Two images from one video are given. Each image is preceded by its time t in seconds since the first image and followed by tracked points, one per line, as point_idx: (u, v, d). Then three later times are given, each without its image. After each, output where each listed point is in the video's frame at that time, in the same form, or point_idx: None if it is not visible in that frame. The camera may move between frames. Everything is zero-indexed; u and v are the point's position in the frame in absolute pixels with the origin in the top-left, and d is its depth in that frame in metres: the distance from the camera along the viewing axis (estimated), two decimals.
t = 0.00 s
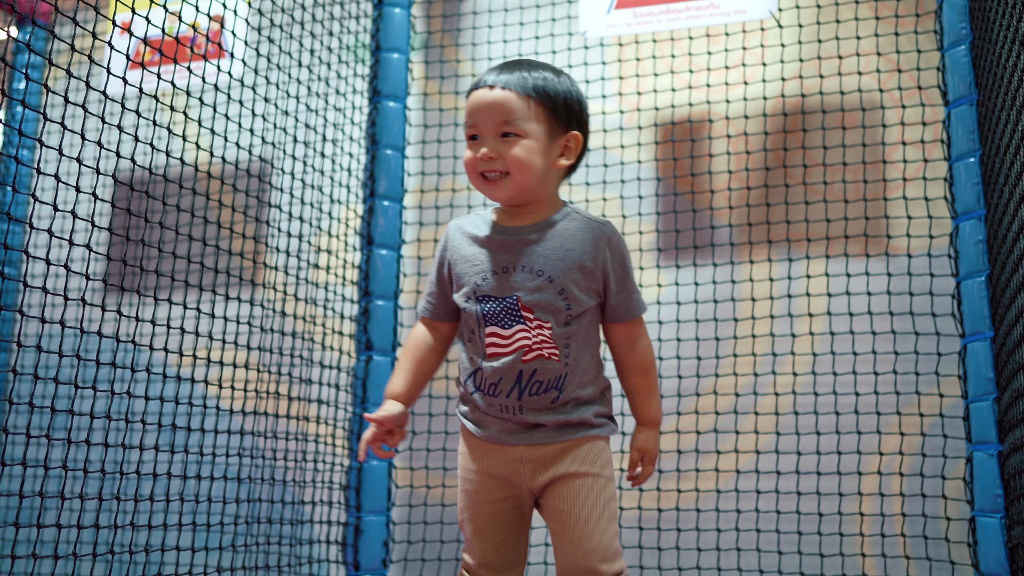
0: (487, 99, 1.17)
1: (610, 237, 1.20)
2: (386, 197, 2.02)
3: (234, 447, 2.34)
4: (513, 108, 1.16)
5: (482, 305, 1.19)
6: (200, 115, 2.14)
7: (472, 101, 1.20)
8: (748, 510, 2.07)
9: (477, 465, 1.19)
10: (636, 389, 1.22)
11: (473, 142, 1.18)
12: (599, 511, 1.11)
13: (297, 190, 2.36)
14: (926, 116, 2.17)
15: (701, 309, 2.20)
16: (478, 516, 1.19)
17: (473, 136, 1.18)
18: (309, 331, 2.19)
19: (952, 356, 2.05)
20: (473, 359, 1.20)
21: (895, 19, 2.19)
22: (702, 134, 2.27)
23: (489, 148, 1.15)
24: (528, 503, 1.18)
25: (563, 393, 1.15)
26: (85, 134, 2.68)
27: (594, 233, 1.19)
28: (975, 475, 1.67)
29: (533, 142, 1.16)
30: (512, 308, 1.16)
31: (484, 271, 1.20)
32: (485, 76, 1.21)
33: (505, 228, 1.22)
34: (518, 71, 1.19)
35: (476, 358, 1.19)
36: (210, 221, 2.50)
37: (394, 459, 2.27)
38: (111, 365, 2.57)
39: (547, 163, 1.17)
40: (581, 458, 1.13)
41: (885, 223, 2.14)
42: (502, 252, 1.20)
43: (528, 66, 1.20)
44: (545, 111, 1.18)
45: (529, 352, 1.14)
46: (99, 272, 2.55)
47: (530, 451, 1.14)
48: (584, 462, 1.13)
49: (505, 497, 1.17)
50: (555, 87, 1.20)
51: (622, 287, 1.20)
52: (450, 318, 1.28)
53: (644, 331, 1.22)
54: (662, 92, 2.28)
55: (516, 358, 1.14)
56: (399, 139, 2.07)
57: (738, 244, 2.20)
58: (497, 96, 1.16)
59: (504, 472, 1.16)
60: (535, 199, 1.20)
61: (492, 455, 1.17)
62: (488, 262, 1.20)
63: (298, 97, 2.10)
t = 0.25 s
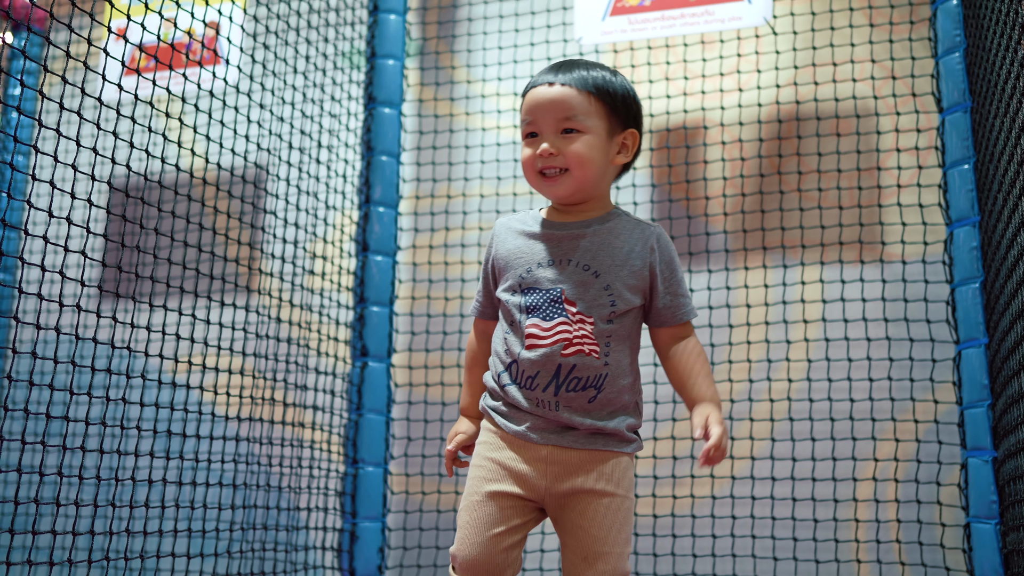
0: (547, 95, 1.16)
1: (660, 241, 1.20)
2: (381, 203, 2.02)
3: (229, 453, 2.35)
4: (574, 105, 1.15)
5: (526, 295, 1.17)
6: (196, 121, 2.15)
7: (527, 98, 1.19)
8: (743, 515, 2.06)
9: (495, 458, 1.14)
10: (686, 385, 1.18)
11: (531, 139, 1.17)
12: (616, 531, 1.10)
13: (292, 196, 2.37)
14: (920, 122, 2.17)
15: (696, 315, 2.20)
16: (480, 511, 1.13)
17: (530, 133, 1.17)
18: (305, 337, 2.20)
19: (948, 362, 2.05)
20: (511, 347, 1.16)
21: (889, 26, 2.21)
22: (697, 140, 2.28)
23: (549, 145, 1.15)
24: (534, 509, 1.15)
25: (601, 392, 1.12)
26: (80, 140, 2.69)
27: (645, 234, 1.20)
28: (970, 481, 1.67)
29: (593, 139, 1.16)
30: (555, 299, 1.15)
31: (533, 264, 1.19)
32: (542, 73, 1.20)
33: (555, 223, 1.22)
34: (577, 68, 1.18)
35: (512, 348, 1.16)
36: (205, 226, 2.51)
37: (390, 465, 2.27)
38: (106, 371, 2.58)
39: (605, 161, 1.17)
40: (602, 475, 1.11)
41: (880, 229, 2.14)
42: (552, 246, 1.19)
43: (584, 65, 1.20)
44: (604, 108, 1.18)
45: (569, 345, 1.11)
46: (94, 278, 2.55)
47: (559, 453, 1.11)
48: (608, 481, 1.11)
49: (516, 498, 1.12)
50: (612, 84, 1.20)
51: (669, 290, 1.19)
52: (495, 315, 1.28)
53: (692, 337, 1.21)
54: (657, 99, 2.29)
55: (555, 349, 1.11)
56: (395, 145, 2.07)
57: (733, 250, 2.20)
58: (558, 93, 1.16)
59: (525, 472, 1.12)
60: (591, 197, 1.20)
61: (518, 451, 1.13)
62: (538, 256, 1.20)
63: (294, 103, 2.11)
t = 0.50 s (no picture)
0: (549, 101, 1.14)
1: (659, 247, 1.18)
2: (382, 210, 2.02)
3: (231, 459, 2.36)
4: (576, 110, 1.13)
5: (521, 301, 1.15)
6: (196, 128, 2.15)
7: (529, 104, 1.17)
8: (745, 521, 2.06)
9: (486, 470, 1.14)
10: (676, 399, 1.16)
11: (533, 146, 1.15)
12: (607, 534, 1.08)
13: (293, 202, 2.37)
14: (920, 128, 2.17)
15: (696, 321, 2.21)
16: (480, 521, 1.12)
17: (533, 139, 1.15)
18: (305, 344, 2.20)
19: (948, 367, 2.05)
20: (504, 353, 1.15)
21: (889, 32, 2.21)
22: (697, 146, 2.28)
23: (552, 151, 1.12)
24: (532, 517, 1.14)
25: (593, 401, 1.11)
26: (81, 147, 2.70)
27: (642, 241, 1.17)
28: (972, 487, 1.67)
29: (596, 145, 1.14)
30: (549, 307, 1.13)
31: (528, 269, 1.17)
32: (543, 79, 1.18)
33: (552, 228, 1.19)
34: (579, 74, 1.16)
35: (506, 353, 1.15)
36: (206, 233, 2.52)
37: (391, 472, 2.27)
38: (108, 378, 2.59)
39: (609, 167, 1.15)
40: (593, 481, 1.10)
41: (880, 235, 2.14)
42: (549, 250, 1.17)
43: (585, 69, 1.18)
44: (607, 113, 1.16)
45: (562, 353, 1.10)
46: (95, 285, 2.56)
47: (549, 461, 1.10)
48: (600, 485, 1.10)
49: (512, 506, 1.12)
50: (614, 89, 1.18)
51: (666, 299, 1.18)
52: (488, 317, 1.24)
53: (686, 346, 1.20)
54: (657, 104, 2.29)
55: (547, 357, 1.10)
56: (395, 152, 2.07)
57: (733, 256, 2.20)
58: (560, 99, 1.14)
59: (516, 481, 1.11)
60: (592, 203, 1.17)
61: (508, 460, 1.12)
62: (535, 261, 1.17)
63: (294, 110, 2.12)
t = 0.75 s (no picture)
0: (506, 119, 1.10)
1: (629, 250, 1.16)
2: (385, 214, 2.03)
3: (236, 464, 2.37)
4: (534, 128, 1.09)
5: (497, 316, 1.15)
6: (200, 133, 2.16)
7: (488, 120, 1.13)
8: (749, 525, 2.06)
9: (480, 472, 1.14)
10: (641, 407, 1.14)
11: (494, 165, 1.12)
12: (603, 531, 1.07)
13: (297, 208, 2.38)
14: (923, 131, 2.17)
15: (700, 324, 2.21)
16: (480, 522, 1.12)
17: (492, 159, 1.12)
18: (309, 349, 2.20)
19: (953, 370, 2.05)
20: (486, 368, 1.15)
21: (892, 35, 2.21)
22: (700, 150, 2.28)
23: (512, 172, 1.09)
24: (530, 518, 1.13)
25: (576, 407, 1.10)
26: (86, 154, 2.72)
27: (611, 245, 1.15)
28: (978, 490, 1.66)
29: (557, 162, 1.10)
30: (525, 320, 1.12)
31: (500, 284, 1.16)
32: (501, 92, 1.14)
33: (521, 241, 1.17)
34: (537, 87, 1.12)
35: (487, 367, 1.15)
36: (210, 239, 2.53)
37: (396, 476, 2.27)
38: (112, 384, 2.60)
39: (572, 181, 1.12)
40: (585, 479, 1.08)
41: (884, 238, 2.14)
42: (519, 265, 1.15)
43: (543, 80, 1.13)
44: (567, 126, 1.11)
45: (541, 364, 1.09)
46: (99, 291, 2.58)
47: (538, 463, 1.09)
48: (592, 483, 1.08)
49: (509, 507, 1.11)
50: (574, 99, 1.13)
51: (638, 301, 1.15)
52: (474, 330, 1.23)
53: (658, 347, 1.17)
54: (660, 108, 2.29)
55: (527, 369, 1.10)
56: (398, 156, 2.07)
57: (737, 259, 2.20)
58: (517, 116, 1.10)
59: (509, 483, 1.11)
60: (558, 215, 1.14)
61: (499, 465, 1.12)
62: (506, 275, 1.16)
63: (298, 116, 2.13)
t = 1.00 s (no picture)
0: (465, 138, 1.10)
1: (594, 254, 1.17)
2: (388, 217, 2.03)
3: (238, 467, 2.38)
4: (494, 146, 1.09)
5: (475, 338, 1.13)
6: (202, 135, 2.16)
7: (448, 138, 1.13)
8: (751, 527, 2.06)
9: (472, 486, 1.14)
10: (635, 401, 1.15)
11: (456, 184, 1.12)
12: (603, 528, 1.08)
13: (299, 210, 2.39)
14: (926, 133, 2.17)
15: (703, 327, 2.21)
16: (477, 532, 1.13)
17: (453, 178, 1.12)
18: (311, 351, 2.21)
19: (955, 373, 2.05)
20: (468, 391, 1.15)
21: (894, 38, 2.21)
22: (702, 152, 2.28)
23: (473, 191, 1.09)
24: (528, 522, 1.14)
25: (563, 416, 1.10)
26: (88, 156, 2.72)
27: (577, 254, 1.16)
28: (980, 492, 1.66)
29: (518, 180, 1.10)
30: (504, 339, 1.11)
31: (471, 306, 1.15)
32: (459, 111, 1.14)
33: (488, 260, 1.16)
34: (494, 106, 1.12)
35: (470, 389, 1.15)
36: (213, 241, 2.53)
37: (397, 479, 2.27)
38: (114, 386, 2.61)
39: (532, 198, 1.12)
40: (580, 478, 1.09)
41: (886, 240, 2.14)
42: (487, 285, 1.14)
43: (500, 98, 1.14)
44: (526, 144, 1.12)
45: (525, 380, 1.09)
46: (102, 293, 2.58)
47: (530, 471, 1.10)
48: (587, 481, 1.09)
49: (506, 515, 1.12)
50: (531, 116, 1.14)
51: (609, 306, 1.16)
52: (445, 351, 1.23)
53: (635, 345, 1.19)
54: (662, 111, 2.29)
55: (511, 386, 1.10)
56: (401, 159, 2.07)
57: (739, 262, 2.21)
58: (476, 135, 1.10)
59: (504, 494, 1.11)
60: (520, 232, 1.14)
61: (492, 479, 1.13)
62: (476, 297, 1.15)
63: (299, 119, 2.13)
